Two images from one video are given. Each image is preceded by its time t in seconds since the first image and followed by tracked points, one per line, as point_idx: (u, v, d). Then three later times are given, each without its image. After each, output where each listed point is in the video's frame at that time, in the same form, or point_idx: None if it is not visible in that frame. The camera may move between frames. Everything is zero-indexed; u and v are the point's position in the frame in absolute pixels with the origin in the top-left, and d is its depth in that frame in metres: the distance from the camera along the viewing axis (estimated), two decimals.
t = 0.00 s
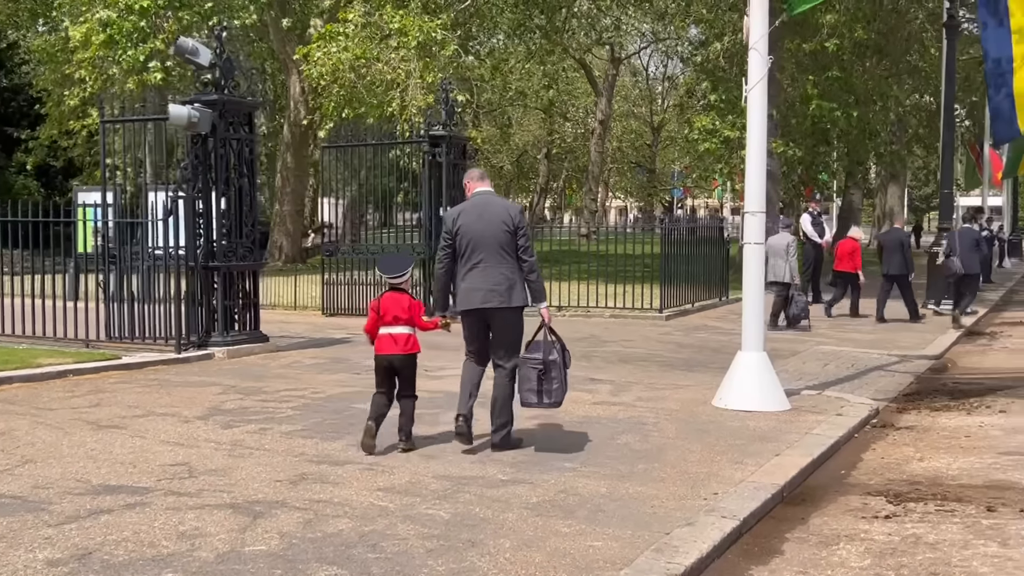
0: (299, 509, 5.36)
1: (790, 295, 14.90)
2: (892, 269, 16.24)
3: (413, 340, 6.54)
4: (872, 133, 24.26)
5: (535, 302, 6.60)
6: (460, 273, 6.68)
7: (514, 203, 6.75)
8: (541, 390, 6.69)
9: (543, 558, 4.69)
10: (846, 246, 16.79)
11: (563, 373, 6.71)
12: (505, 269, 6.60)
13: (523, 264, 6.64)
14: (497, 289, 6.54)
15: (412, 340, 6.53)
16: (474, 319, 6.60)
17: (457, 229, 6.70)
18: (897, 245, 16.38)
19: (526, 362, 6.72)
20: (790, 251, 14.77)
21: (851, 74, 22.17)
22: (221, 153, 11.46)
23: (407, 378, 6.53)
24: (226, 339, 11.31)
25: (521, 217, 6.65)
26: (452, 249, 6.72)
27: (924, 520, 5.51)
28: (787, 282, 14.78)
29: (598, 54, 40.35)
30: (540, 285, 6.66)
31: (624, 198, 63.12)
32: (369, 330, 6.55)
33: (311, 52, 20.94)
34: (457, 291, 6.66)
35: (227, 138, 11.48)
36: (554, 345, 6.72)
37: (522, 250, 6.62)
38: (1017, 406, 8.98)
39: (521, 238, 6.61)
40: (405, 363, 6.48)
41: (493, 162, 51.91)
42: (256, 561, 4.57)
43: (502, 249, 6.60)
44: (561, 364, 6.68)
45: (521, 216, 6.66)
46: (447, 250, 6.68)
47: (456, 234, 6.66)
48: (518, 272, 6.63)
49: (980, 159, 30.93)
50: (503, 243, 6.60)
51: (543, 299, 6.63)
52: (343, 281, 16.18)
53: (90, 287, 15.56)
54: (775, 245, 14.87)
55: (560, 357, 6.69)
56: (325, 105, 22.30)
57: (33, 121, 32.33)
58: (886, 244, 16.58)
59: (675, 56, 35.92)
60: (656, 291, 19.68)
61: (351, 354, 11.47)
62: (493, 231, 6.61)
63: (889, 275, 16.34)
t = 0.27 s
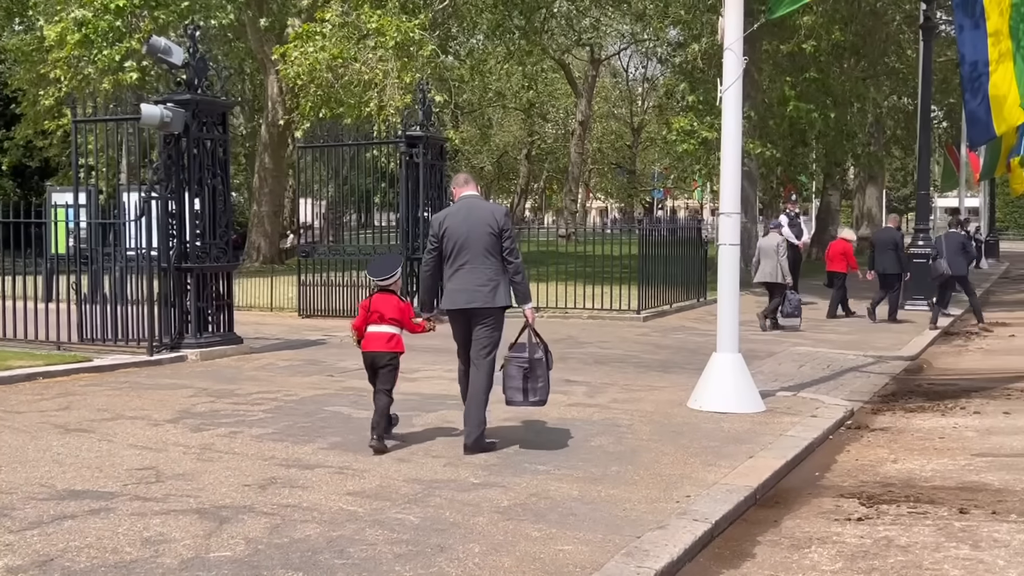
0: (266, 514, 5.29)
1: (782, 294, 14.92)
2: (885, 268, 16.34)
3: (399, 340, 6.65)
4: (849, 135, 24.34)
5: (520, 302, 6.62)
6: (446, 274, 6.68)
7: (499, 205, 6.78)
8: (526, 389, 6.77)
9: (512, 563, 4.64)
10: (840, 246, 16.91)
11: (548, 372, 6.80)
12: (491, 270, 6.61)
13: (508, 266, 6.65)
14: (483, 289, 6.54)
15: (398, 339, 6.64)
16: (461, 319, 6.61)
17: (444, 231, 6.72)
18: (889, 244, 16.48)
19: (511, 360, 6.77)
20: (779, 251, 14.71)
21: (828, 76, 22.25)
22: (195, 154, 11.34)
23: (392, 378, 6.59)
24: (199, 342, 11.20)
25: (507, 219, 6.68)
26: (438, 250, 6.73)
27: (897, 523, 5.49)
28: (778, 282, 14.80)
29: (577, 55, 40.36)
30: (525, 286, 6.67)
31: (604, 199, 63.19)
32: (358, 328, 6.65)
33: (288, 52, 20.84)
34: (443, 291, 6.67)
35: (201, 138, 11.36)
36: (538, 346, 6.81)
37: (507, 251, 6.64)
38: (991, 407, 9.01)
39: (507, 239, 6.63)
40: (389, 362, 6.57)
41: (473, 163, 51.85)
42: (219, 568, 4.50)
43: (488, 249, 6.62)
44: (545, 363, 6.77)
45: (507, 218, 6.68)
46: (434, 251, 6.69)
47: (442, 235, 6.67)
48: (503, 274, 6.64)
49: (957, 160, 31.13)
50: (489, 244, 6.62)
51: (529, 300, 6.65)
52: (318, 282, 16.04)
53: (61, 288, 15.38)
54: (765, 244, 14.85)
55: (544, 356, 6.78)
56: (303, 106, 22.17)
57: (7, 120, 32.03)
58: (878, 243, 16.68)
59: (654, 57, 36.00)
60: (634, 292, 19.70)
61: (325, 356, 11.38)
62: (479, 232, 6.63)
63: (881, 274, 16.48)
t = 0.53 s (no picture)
0: (244, 518, 5.24)
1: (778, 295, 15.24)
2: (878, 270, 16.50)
3: (394, 339, 6.81)
4: (832, 136, 24.41)
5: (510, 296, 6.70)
6: (438, 274, 6.80)
7: (485, 203, 6.88)
8: (521, 377, 6.82)
9: (492, 566, 4.61)
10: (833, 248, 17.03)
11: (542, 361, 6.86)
12: (480, 267, 6.71)
13: (498, 261, 6.74)
14: (473, 286, 6.64)
15: (393, 338, 6.80)
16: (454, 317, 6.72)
17: (433, 233, 6.84)
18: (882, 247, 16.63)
19: (505, 350, 6.83)
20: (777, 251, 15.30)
21: (810, 78, 22.34)
22: (175, 154, 11.26)
23: (391, 375, 6.83)
24: (179, 343, 11.12)
25: (493, 216, 6.78)
26: (429, 252, 6.86)
27: (878, 525, 5.49)
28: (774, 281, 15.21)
29: (561, 56, 40.36)
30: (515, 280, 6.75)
31: (588, 200, 63.25)
32: (357, 328, 6.87)
33: (271, 52, 20.78)
34: (436, 292, 6.78)
35: (181, 139, 11.31)
36: (531, 336, 6.89)
37: (495, 247, 6.73)
38: (971, 408, 9.04)
39: (494, 236, 6.73)
40: (385, 361, 6.76)
41: (457, 164, 51.78)
42: (196, 573, 4.45)
43: (476, 248, 6.72)
44: (539, 351, 6.83)
45: (492, 214, 6.78)
46: (425, 253, 6.82)
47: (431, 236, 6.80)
48: (492, 270, 6.74)
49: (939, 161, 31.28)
50: (477, 242, 6.73)
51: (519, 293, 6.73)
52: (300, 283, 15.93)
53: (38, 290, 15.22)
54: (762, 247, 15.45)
55: (537, 344, 6.83)
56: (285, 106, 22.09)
57: None
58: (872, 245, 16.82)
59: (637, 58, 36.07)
60: (617, 292, 19.71)
61: (306, 357, 11.31)
62: (465, 231, 6.74)
63: (875, 275, 16.57)
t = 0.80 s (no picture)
0: (231, 522, 5.21)
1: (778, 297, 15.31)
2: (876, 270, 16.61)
3: (401, 339, 7.05)
4: (818, 137, 24.46)
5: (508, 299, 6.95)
6: (438, 275, 7.08)
7: (486, 208, 7.15)
8: (519, 380, 7.02)
9: (479, 570, 4.59)
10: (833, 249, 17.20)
11: (538, 363, 7.04)
12: (479, 269, 6.98)
13: (496, 264, 7.02)
14: (471, 287, 6.92)
15: (399, 338, 7.03)
16: (454, 317, 6.98)
17: (434, 235, 7.10)
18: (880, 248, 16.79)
19: (503, 354, 7.01)
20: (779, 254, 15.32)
21: (796, 79, 22.39)
22: (160, 154, 11.18)
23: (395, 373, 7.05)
24: (165, 344, 11.06)
25: (493, 221, 7.05)
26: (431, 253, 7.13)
27: (865, 527, 5.50)
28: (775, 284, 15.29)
29: (549, 57, 40.36)
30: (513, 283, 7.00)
31: (576, 201, 63.25)
32: (362, 328, 7.07)
33: (257, 52, 20.72)
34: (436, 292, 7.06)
35: (167, 139, 11.24)
36: (529, 339, 7.06)
37: (494, 250, 6.99)
38: (958, 409, 9.07)
39: (493, 240, 6.99)
40: (391, 360, 6.99)
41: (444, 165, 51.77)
42: None
43: (476, 251, 6.99)
44: (536, 354, 7.02)
45: (492, 219, 7.04)
46: (427, 255, 7.07)
47: (433, 239, 7.08)
48: (491, 272, 7.00)
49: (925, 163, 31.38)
50: (476, 245, 7.00)
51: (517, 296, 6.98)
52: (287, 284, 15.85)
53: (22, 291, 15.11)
54: (765, 249, 15.38)
55: (534, 347, 7.03)
56: (271, 106, 22.00)
57: None
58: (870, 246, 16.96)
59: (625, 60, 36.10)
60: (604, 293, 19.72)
61: (293, 359, 11.27)
62: (466, 234, 7.01)
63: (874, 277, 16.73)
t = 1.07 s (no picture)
0: (221, 523, 5.18)
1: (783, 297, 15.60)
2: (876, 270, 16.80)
3: (413, 334, 7.26)
4: (808, 138, 24.50)
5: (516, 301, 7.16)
6: (449, 275, 7.26)
7: (497, 211, 7.35)
8: (518, 378, 7.21)
9: (471, 571, 4.58)
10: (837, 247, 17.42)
11: (537, 363, 7.22)
12: (489, 271, 7.17)
13: (505, 267, 7.20)
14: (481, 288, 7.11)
15: (411, 333, 7.24)
16: (461, 316, 7.18)
17: (447, 235, 7.31)
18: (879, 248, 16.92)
19: (503, 353, 7.21)
20: (784, 254, 15.71)
21: (786, 80, 22.43)
22: (150, 155, 11.13)
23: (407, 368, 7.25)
24: (154, 345, 11.02)
25: (505, 224, 7.25)
26: (442, 252, 7.31)
27: (856, 527, 5.50)
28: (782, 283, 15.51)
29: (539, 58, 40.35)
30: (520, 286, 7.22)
31: (566, 202, 63.24)
32: (376, 325, 7.30)
33: (247, 53, 20.67)
34: (447, 291, 7.24)
35: (157, 140, 11.18)
36: (529, 341, 7.26)
37: (504, 254, 7.20)
38: (948, 409, 9.09)
39: (504, 243, 7.20)
40: (403, 355, 7.19)
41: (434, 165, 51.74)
42: None
43: (485, 253, 7.18)
44: (534, 354, 7.20)
45: (504, 223, 7.25)
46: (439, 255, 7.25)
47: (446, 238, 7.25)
48: (500, 275, 7.20)
49: (914, 164, 31.48)
50: (488, 247, 7.19)
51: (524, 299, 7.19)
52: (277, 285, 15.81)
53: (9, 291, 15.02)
54: (770, 250, 16.02)
55: (533, 348, 7.21)
56: (261, 106, 21.92)
57: None
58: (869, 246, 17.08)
59: (615, 60, 36.10)
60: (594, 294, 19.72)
61: (283, 360, 11.23)
62: (478, 236, 7.21)
63: (870, 275, 17.09)
